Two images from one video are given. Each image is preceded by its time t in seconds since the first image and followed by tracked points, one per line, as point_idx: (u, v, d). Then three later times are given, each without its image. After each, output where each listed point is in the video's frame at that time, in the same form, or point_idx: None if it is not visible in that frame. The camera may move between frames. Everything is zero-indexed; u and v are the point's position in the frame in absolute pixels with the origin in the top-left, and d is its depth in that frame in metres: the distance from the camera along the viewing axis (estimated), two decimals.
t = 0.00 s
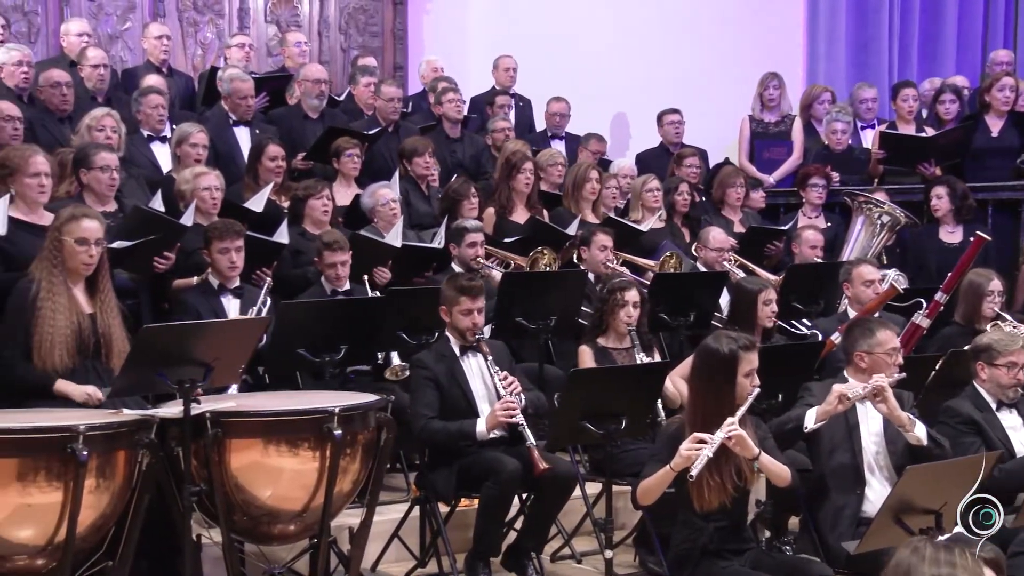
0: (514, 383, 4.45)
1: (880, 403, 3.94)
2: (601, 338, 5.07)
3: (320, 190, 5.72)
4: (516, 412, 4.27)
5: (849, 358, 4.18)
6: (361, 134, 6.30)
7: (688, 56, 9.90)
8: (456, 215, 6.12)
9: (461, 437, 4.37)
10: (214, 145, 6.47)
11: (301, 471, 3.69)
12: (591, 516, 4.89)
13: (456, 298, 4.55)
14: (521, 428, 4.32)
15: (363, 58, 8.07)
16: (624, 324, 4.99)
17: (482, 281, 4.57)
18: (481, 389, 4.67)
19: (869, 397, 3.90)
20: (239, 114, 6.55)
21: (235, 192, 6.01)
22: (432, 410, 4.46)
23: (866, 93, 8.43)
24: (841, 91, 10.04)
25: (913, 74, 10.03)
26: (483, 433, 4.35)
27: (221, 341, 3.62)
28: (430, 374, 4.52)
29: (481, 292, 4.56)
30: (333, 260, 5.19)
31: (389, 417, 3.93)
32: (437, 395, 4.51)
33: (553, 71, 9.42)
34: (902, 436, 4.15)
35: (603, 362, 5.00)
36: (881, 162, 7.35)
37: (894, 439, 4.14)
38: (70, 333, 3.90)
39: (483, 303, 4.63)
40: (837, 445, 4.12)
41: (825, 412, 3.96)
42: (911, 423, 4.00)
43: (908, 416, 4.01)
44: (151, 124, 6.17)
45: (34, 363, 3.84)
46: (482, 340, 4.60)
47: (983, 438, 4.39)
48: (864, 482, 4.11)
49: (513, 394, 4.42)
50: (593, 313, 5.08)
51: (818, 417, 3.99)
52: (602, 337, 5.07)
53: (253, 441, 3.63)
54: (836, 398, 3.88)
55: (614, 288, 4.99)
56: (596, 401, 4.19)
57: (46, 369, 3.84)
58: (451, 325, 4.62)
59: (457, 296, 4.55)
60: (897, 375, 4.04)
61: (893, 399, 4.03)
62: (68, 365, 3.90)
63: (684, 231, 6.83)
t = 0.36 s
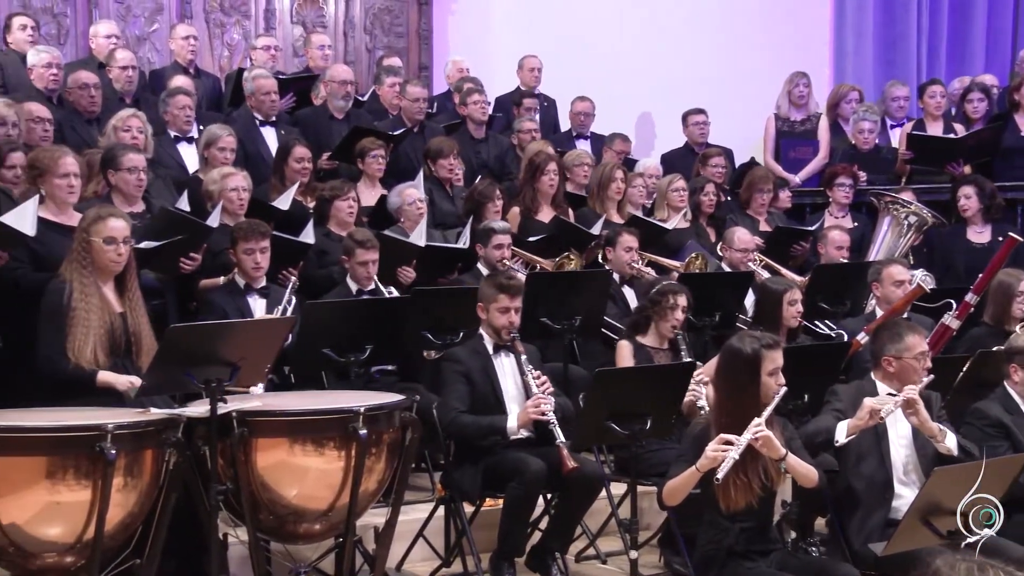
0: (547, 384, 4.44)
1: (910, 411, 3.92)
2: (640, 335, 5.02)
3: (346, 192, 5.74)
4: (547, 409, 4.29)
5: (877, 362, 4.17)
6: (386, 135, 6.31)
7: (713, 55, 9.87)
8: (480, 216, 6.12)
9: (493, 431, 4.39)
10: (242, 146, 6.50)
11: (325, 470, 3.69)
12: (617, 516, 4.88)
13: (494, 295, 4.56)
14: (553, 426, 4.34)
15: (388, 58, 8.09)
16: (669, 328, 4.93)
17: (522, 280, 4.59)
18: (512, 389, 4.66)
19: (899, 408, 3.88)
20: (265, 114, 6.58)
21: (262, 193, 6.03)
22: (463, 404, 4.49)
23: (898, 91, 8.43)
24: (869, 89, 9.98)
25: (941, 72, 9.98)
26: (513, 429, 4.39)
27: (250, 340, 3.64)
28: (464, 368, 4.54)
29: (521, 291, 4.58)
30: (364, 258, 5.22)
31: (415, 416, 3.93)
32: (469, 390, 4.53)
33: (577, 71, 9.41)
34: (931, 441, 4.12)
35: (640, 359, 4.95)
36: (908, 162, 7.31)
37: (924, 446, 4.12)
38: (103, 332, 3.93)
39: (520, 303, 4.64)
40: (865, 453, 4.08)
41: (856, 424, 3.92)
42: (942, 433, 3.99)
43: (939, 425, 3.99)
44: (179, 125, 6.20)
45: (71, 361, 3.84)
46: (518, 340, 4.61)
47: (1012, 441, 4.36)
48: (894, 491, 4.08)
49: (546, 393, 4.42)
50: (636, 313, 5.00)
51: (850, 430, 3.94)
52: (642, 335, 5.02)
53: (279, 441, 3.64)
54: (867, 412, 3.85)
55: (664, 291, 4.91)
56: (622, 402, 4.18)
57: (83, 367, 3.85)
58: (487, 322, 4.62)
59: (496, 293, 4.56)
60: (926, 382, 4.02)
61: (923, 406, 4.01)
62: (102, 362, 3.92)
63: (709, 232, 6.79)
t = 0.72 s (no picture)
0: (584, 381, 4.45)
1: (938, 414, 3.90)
2: (677, 334, 5.01)
3: (373, 192, 5.76)
4: (585, 407, 4.30)
5: (902, 363, 4.16)
6: (411, 135, 6.32)
7: (739, 54, 9.85)
8: (505, 216, 6.12)
9: (528, 426, 4.39)
10: (268, 145, 6.50)
11: (351, 469, 3.70)
12: (642, 516, 4.87)
13: (533, 294, 4.59)
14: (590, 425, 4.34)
15: (414, 58, 8.11)
16: (706, 329, 4.92)
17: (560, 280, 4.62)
18: (544, 388, 4.69)
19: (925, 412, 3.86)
20: (290, 113, 6.61)
21: (288, 193, 6.05)
22: (497, 398, 4.49)
23: (932, 88, 8.39)
24: (897, 90, 9.91)
25: (971, 74, 9.92)
26: (551, 425, 4.39)
27: (273, 340, 3.65)
28: (498, 363, 4.54)
29: (559, 290, 4.61)
30: (391, 257, 5.23)
31: (440, 416, 3.94)
32: (502, 384, 4.53)
33: (603, 70, 9.40)
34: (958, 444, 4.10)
35: (677, 358, 4.92)
36: (936, 162, 7.27)
37: (952, 447, 4.10)
38: (137, 330, 3.96)
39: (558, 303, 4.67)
40: (891, 455, 4.06)
41: (883, 428, 3.90)
42: (970, 435, 3.98)
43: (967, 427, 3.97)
44: (205, 126, 6.24)
45: (109, 360, 3.89)
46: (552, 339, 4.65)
47: None
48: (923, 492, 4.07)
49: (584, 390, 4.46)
50: (673, 310, 5.00)
51: (877, 434, 3.92)
52: (679, 334, 5.01)
53: (305, 441, 3.66)
54: (893, 416, 3.83)
55: (705, 293, 4.88)
56: (648, 401, 4.18)
57: (120, 367, 3.89)
58: (525, 320, 4.65)
59: (535, 291, 4.59)
60: (951, 383, 4.02)
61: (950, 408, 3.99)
62: (136, 361, 3.96)
63: (734, 232, 6.76)
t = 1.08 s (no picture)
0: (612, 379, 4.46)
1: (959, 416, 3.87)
2: (701, 334, 4.98)
3: (395, 192, 5.77)
4: (615, 403, 4.31)
5: (922, 364, 4.14)
6: (433, 135, 6.33)
7: (761, 53, 9.82)
8: (527, 216, 6.12)
9: (558, 422, 4.37)
10: (289, 145, 6.53)
11: (372, 469, 3.71)
12: (664, 517, 4.86)
13: (562, 292, 4.58)
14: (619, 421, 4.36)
15: (436, 58, 8.12)
16: (730, 328, 4.91)
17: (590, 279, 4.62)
18: (568, 388, 4.67)
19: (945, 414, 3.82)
20: (311, 114, 6.63)
21: (310, 193, 6.07)
22: (525, 393, 4.48)
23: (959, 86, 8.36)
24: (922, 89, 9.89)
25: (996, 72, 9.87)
26: (580, 422, 4.37)
27: (295, 341, 3.66)
28: (526, 359, 4.55)
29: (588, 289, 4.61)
30: (412, 255, 5.24)
31: (462, 416, 3.94)
32: (530, 380, 4.53)
33: (625, 70, 9.40)
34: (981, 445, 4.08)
35: (700, 359, 4.91)
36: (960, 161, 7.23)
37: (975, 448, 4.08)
38: (165, 328, 3.98)
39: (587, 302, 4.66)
40: (912, 455, 4.04)
41: (903, 430, 3.87)
42: (992, 436, 3.95)
43: (989, 428, 3.94)
44: (228, 126, 6.27)
45: (137, 358, 3.91)
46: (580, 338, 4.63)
47: None
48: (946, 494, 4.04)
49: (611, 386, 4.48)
50: (698, 309, 4.98)
51: (896, 437, 3.89)
52: (703, 333, 4.98)
53: (327, 441, 3.68)
54: (912, 419, 3.79)
55: (727, 292, 4.86)
56: (670, 402, 4.17)
57: (147, 365, 3.91)
58: (552, 319, 4.63)
59: (564, 290, 4.58)
60: (972, 383, 3.99)
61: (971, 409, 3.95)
62: (164, 359, 3.98)
63: (756, 233, 6.74)
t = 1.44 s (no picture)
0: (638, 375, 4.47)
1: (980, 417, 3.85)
2: (713, 335, 4.98)
3: (420, 193, 5.78)
4: (641, 397, 4.32)
5: (944, 365, 4.12)
6: (455, 135, 6.34)
7: (785, 53, 9.79)
8: (550, 216, 6.12)
9: (586, 418, 4.36)
10: (312, 146, 6.55)
11: (395, 468, 3.72)
12: (687, 518, 4.85)
13: (585, 290, 4.58)
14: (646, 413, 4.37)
15: (458, 58, 8.13)
16: (742, 328, 4.90)
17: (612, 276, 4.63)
18: (593, 386, 4.66)
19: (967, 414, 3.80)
20: (335, 114, 6.65)
21: (333, 193, 6.09)
22: (552, 390, 4.47)
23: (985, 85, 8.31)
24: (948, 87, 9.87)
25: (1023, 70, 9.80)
26: (607, 417, 4.36)
27: (319, 340, 3.67)
28: (551, 357, 4.54)
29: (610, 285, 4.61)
30: (435, 255, 5.25)
31: (486, 416, 3.95)
32: (555, 378, 4.52)
33: (648, 70, 9.38)
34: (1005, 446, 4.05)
35: (715, 359, 4.88)
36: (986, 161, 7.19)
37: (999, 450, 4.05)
38: (190, 328, 4.00)
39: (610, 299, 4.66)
40: (935, 456, 4.02)
41: (924, 431, 3.84)
42: (1014, 437, 3.92)
43: (1011, 429, 3.91)
44: (252, 127, 6.29)
45: (163, 358, 3.93)
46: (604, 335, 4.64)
47: None
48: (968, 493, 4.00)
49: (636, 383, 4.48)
50: (708, 312, 4.97)
51: (917, 439, 3.87)
52: (715, 335, 4.97)
53: (350, 440, 3.69)
54: (933, 421, 3.78)
55: (737, 291, 4.87)
56: (693, 402, 4.17)
57: (173, 364, 3.93)
58: (576, 317, 4.64)
59: (586, 287, 4.59)
60: (995, 383, 3.97)
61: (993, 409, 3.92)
62: (188, 359, 4.00)
63: (779, 232, 6.72)
